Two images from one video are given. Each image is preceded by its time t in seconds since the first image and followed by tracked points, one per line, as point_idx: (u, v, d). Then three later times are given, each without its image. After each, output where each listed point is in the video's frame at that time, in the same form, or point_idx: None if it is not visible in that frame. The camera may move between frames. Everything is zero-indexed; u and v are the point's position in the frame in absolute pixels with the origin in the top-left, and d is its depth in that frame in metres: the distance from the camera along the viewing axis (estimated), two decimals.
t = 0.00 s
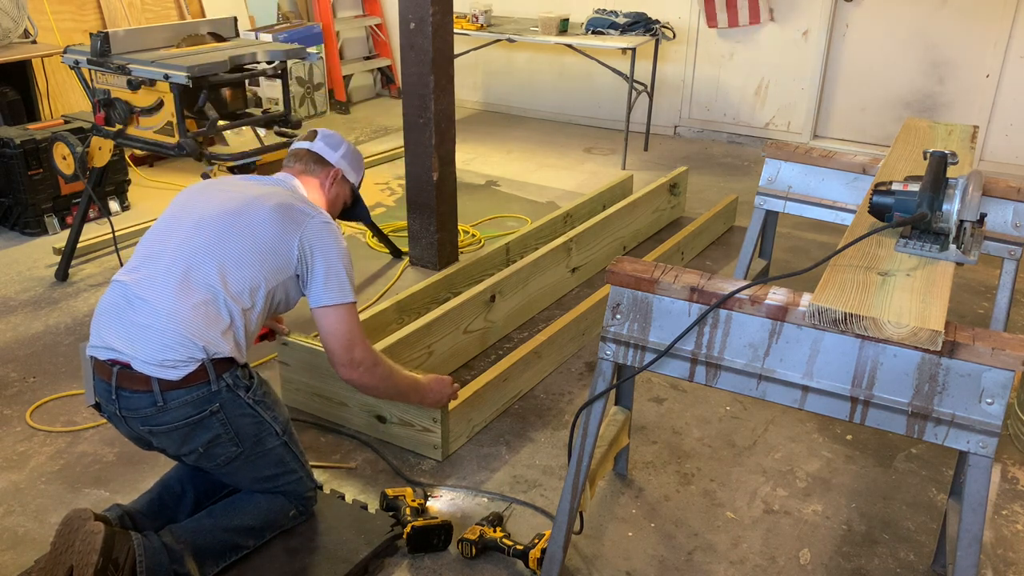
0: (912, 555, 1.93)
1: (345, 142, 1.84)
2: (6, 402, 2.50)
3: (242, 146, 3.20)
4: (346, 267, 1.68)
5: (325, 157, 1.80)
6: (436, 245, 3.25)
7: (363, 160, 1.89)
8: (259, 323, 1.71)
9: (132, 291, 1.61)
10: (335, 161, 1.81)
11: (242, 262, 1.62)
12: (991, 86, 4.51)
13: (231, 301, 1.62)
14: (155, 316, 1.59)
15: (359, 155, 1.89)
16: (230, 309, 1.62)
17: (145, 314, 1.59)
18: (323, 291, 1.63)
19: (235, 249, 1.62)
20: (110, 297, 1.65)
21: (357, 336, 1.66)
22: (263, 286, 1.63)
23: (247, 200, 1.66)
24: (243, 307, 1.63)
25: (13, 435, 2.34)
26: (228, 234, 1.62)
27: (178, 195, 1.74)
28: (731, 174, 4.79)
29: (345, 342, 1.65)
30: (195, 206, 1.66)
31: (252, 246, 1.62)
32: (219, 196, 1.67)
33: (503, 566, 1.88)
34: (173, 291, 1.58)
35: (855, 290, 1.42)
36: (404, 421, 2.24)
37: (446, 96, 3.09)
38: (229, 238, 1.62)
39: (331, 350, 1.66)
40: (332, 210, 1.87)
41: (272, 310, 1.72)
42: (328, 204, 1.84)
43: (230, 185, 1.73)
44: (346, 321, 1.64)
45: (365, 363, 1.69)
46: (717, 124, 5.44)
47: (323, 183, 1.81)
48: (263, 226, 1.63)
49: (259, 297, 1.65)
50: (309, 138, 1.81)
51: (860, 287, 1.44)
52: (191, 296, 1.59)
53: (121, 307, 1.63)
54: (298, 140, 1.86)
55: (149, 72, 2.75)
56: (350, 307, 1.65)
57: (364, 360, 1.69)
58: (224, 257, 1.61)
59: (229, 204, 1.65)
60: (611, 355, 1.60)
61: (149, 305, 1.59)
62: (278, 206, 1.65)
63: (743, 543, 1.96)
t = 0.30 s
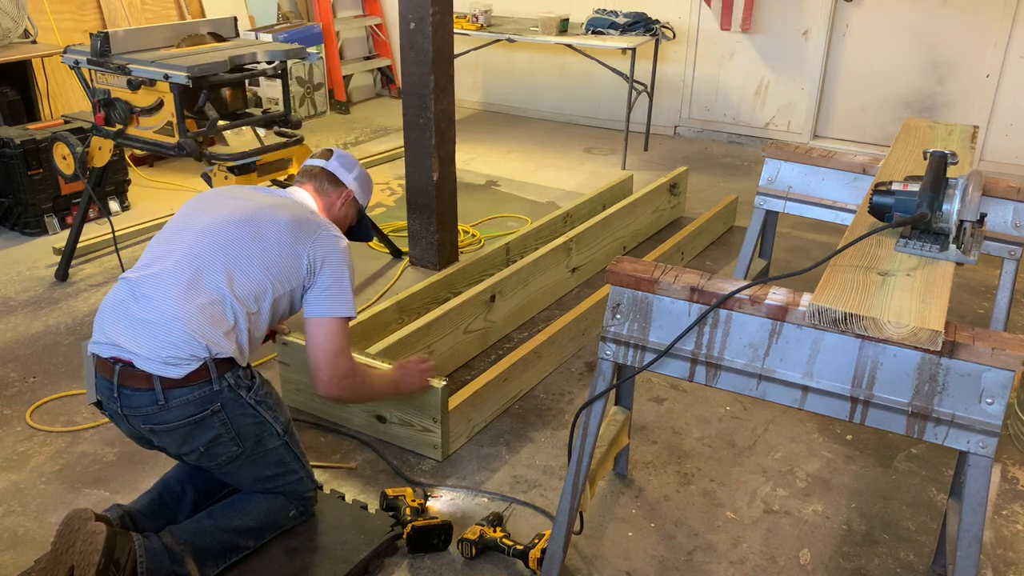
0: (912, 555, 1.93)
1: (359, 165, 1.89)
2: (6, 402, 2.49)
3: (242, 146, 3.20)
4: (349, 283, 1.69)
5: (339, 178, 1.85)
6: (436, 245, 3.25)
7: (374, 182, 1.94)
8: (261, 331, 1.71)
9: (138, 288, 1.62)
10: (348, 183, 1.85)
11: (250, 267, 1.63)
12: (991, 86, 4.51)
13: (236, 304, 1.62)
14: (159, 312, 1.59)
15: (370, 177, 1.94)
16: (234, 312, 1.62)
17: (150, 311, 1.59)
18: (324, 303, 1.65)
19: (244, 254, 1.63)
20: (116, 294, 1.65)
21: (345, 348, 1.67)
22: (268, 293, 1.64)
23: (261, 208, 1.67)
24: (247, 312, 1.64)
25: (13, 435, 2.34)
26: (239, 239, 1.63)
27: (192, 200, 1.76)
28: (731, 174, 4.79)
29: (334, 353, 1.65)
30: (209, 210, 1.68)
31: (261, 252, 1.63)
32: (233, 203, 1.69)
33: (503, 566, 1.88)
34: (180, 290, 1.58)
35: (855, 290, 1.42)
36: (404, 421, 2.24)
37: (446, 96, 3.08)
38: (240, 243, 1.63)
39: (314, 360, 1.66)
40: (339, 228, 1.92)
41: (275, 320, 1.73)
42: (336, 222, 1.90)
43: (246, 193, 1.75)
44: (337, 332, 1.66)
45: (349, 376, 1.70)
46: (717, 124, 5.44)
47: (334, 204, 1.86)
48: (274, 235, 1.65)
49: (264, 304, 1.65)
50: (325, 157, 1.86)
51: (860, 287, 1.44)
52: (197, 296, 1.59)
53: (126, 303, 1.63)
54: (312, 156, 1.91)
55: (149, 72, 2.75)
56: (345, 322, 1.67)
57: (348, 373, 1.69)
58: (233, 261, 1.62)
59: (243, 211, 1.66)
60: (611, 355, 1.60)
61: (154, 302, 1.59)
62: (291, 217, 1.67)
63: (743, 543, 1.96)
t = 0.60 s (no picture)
0: (912, 555, 1.93)
1: (356, 175, 1.90)
2: (6, 402, 2.49)
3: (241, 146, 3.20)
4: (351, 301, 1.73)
5: (337, 187, 1.86)
6: (436, 245, 3.25)
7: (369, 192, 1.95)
8: (258, 338, 1.71)
9: (137, 289, 1.62)
10: (345, 192, 1.86)
11: (252, 273, 1.63)
12: (991, 86, 4.51)
13: (236, 309, 1.62)
14: (159, 313, 1.58)
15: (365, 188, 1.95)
16: (233, 318, 1.63)
17: (148, 312, 1.59)
18: (334, 320, 1.69)
19: (246, 260, 1.63)
20: (115, 294, 1.65)
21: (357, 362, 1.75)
22: (269, 301, 1.65)
23: (264, 216, 1.68)
24: (247, 317, 1.64)
25: (13, 435, 2.34)
26: (242, 245, 1.64)
27: (193, 204, 1.76)
28: (731, 174, 4.79)
29: (352, 368, 1.74)
30: (212, 214, 1.68)
31: (265, 260, 1.64)
32: (236, 208, 1.70)
33: (503, 566, 1.88)
34: (180, 292, 1.59)
35: (855, 290, 1.42)
36: (404, 421, 2.24)
37: (446, 97, 3.09)
38: (243, 249, 1.64)
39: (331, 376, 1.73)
40: (334, 236, 1.92)
41: (273, 328, 1.74)
42: (331, 231, 1.90)
43: (250, 200, 1.76)
44: (350, 348, 1.71)
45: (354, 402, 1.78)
46: (717, 124, 5.44)
47: (331, 212, 1.87)
48: (277, 243, 1.66)
49: (264, 311, 1.66)
50: (323, 165, 1.87)
51: (860, 287, 1.44)
52: (197, 299, 1.59)
53: (124, 303, 1.63)
54: (309, 165, 1.92)
55: (149, 72, 2.75)
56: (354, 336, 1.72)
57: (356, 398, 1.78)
58: (235, 266, 1.62)
59: (246, 217, 1.67)
60: (611, 355, 1.60)
61: (154, 303, 1.59)
62: (294, 227, 1.69)
63: (743, 543, 1.96)
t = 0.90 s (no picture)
0: (912, 555, 1.93)
1: (359, 174, 1.90)
2: (6, 402, 2.49)
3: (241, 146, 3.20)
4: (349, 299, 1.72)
5: (339, 185, 1.86)
6: (436, 245, 3.25)
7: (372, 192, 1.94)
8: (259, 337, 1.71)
9: (138, 289, 1.62)
10: (347, 191, 1.86)
11: (253, 274, 1.63)
12: (992, 86, 4.51)
13: (237, 310, 1.63)
14: (160, 312, 1.58)
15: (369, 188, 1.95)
16: (234, 318, 1.63)
17: (149, 311, 1.59)
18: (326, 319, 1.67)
19: (248, 261, 1.64)
20: (116, 294, 1.65)
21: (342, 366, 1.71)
22: (270, 300, 1.65)
23: (266, 217, 1.69)
24: (248, 318, 1.64)
25: (13, 435, 2.34)
26: (243, 245, 1.64)
27: (195, 204, 1.77)
28: (730, 174, 4.79)
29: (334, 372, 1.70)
30: (214, 215, 1.69)
31: (265, 260, 1.64)
32: (238, 209, 1.70)
33: (503, 566, 1.88)
34: (181, 291, 1.58)
35: (855, 290, 1.42)
36: (404, 421, 2.24)
37: (446, 97, 3.09)
38: (243, 250, 1.64)
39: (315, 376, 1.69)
40: (336, 236, 1.92)
41: (273, 329, 1.74)
42: (334, 231, 1.90)
43: (251, 201, 1.76)
44: (338, 350, 1.68)
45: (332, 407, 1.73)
46: (717, 124, 5.44)
47: (333, 211, 1.86)
48: (278, 243, 1.66)
49: (265, 311, 1.66)
50: (325, 165, 1.87)
51: (860, 287, 1.44)
52: (198, 299, 1.59)
53: (126, 303, 1.63)
54: (313, 166, 1.92)
55: (149, 72, 2.75)
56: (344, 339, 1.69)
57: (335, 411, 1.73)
58: (236, 267, 1.63)
59: (248, 218, 1.67)
60: (611, 355, 1.60)
61: (155, 302, 1.59)
62: (295, 227, 1.69)
63: (742, 543, 1.96)
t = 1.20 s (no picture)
0: (912, 555, 1.93)
1: (352, 166, 1.90)
2: (6, 402, 2.49)
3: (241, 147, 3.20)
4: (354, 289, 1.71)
5: (333, 180, 1.86)
6: (436, 246, 3.25)
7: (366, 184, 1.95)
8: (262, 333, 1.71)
9: (140, 288, 1.62)
10: (342, 185, 1.86)
11: (255, 269, 1.63)
12: (991, 85, 4.51)
13: (239, 305, 1.63)
14: (162, 310, 1.58)
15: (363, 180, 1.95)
16: (237, 314, 1.63)
17: (151, 309, 1.59)
18: (337, 309, 1.66)
19: (250, 256, 1.64)
20: (118, 293, 1.66)
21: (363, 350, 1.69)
22: (273, 295, 1.65)
23: (267, 212, 1.69)
24: (250, 314, 1.65)
25: (13, 435, 2.34)
26: (244, 241, 1.64)
27: (195, 203, 1.77)
28: (731, 174, 4.79)
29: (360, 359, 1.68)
30: (214, 213, 1.69)
31: (267, 255, 1.64)
32: (238, 206, 1.70)
33: (503, 566, 1.88)
34: (183, 288, 1.59)
35: (855, 290, 1.42)
36: (404, 421, 2.24)
37: (446, 97, 3.09)
38: (245, 245, 1.64)
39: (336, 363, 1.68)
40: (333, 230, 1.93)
41: (276, 325, 1.74)
42: (330, 225, 1.91)
43: (251, 198, 1.76)
44: (356, 336, 1.67)
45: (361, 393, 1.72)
46: (717, 124, 5.44)
47: (329, 206, 1.87)
48: (279, 238, 1.66)
49: (267, 307, 1.66)
50: (318, 160, 1.87)
51: (860, 287, 1.44)
52: (201, 295, 1.59)
53: (127, 302, 1.63)
54: (305, 161, 1.91)
55: (149, 72, 2.75)
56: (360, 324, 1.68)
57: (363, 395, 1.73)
58: (238, 263, 1.63)
59: (248, 214, 1.67)
60: (611, 355, 1.60)
61: (157, 300, 1.59)
62: (296, 221, 1.69)
63: (742, 543, 1.96)
